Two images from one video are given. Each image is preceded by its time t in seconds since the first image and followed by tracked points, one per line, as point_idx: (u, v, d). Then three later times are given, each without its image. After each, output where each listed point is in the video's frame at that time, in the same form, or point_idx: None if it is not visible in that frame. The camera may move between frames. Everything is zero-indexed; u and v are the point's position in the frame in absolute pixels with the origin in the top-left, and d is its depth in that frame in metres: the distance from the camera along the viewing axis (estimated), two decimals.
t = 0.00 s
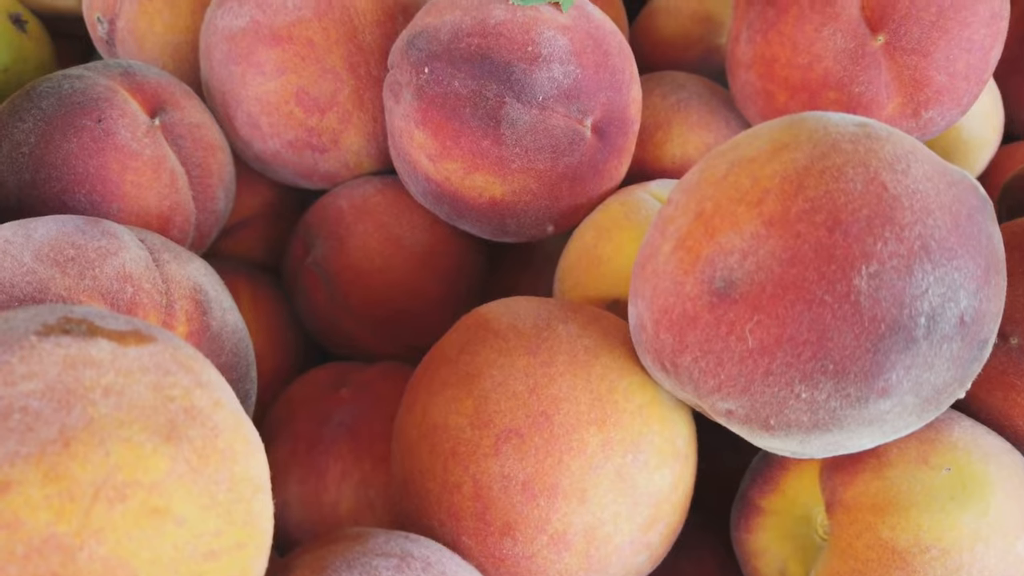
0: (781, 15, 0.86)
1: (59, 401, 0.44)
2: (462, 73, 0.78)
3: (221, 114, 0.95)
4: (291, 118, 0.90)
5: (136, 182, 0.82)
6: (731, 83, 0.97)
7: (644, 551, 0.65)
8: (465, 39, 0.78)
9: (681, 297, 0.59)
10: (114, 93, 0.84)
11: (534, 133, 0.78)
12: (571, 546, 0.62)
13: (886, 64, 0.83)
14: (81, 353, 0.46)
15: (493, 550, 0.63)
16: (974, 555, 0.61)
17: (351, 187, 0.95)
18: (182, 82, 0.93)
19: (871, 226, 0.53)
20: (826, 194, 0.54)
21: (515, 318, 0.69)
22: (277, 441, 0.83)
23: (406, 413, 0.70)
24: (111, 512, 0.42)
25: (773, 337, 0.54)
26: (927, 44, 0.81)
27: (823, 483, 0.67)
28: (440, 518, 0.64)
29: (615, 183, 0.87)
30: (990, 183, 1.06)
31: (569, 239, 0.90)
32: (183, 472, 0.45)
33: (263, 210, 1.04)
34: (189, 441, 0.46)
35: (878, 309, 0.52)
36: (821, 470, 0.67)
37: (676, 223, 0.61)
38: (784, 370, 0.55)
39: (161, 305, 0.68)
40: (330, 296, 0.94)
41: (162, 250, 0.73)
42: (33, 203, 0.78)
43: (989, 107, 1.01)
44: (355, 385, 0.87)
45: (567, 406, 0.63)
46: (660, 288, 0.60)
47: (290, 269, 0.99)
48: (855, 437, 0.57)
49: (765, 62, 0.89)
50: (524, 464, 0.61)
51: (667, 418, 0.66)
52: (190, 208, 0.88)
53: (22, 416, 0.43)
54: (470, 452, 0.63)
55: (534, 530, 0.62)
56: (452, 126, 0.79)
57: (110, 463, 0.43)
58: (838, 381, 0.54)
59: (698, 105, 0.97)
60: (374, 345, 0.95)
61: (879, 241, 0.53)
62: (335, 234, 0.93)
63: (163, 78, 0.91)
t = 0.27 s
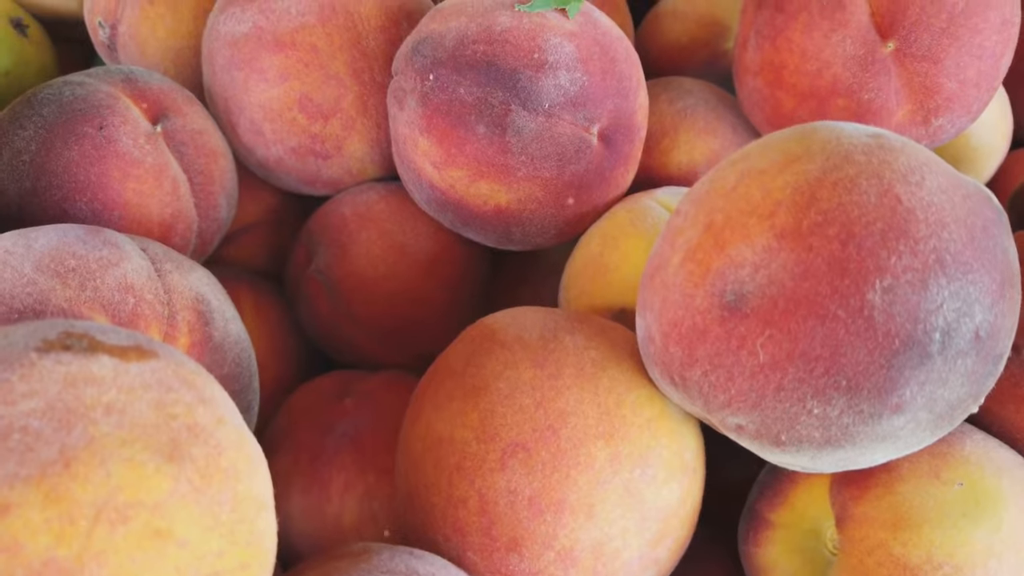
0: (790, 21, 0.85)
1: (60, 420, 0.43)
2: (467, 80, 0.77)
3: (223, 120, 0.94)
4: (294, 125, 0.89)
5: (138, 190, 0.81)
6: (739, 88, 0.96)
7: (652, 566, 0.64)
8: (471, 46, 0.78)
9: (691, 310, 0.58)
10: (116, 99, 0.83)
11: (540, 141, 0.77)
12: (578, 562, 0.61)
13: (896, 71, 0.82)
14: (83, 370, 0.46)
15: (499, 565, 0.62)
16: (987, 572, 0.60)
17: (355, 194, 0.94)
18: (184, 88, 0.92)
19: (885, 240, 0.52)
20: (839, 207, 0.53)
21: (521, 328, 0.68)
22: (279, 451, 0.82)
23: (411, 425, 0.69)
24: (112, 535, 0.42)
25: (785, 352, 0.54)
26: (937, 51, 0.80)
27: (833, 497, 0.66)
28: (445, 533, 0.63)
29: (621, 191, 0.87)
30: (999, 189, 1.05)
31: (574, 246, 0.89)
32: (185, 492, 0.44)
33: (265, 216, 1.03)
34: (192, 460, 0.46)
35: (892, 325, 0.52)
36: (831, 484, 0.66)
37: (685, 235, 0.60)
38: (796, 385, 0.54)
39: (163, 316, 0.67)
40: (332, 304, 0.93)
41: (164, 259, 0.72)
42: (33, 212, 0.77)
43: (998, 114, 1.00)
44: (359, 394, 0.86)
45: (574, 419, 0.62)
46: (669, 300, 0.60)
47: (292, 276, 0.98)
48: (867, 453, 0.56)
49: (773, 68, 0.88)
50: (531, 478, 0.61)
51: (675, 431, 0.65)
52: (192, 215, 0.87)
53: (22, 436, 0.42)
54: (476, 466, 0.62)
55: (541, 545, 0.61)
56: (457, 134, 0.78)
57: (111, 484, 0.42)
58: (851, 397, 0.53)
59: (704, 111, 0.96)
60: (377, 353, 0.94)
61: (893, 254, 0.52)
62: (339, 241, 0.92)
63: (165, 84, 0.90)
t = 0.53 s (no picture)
0: (794, 28, 0.84)
1: (48, 441, 0.42)
2: (466, 88, 0.76)
3: (220, 126, 0.93)
4: (292, 132, 0.88)
5: (134, 199, 0.80)
6: (741, 95, 0.95)
7: None
8: (470, 53, 0.77)
9: (693, 325, 0.57)
10: (111, 107, 0.82)
11: (540, 150, 0.76)
12: None
13: (901, 79, 0.81)
14: (72, 389, 0.45)
15: None
16: None
17: (353, 202, 0.93)
18: (181, 94, 0.92)
19: (891, 254, 0.51)
20: (844, 220, 0.52)
21: (520, 341, 0.68)
22: (276, 462, 0.81)
23: (408, 439, 0.68)
24: (102, 559, 0.41)
25: (789, 369, 0.53)
26: (943, 59, 0.79)
27: (836, 513, 0.65)
28: (443, 549, 0.62)
29: (622, 199, 0.86)
30: (1005, 196, 1.03)
31: (575, 255, 0.88)
32: (177, 514, 0.44)
33: (264, 223, 1.02)
34: (183, 481, 0.45)
35: (898, 341, 0.51)
36: (834, 499, 0.65)
37: (688, 247, 0.59)
38: (800, 402, 0.53)
39: (157, 328, 0.66)
40: (330, 313, 0.92)
41: (159, 270, 0.71)
42: (27, 221, 0.76)
43: (1003, 121, 0.99)
44: (357, 404, 0.86)
45: (574, 434, 0.61)
46: (671, 314, 0.59)
47: (290, 284, 0.97)
48: (872, 471, 0.55)
49: (777, 75, 0.87)
50: (530, 494, 0.60)
51: (677, 446, 0.64)
52: (189, 223, 0.86)
53: (10, 458, 0.41)
54: (474, 481, 0.61)
55: (540, 563, 0.60)
56: (456, 142, 0.77)
57: (100, 507, 0.42)
58: (856, 415, 0.52)
59: (707, 117, 0.95)
60: (376, 362, 0.93)
61: (899, 269, 0.51)
62: (337, 249, 0.91)
63: (161, 91, 0.89)
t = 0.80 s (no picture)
0: (795, 33, 0.83)
1: (32, 463, 0.41)
2: (464, 95, 0.75)
3: (215, 133, 0.92)
4: (287, 138, 0.87)
5: (126, 207, 0.79)
6: (742, 101, 0.94)
7: None
8: (467, 60, 0.76)
9: (692, 339, 0.56)
10: (104, 113, 0.81)
11: (538, 157, 0.75)
12: None
13: (904, 85, 0.80)
14: (57, 408, 0.44)
15: None
16: None
17: (349, 209, 0.92)
18: (174, 100, 0.91)
19: (895, 269, 0.50)
20: (847, 234, 0.51)
21: (518, 353, 0.67)
22: (270, 473, 0.80)
23: (404, 452, 0.67)
24: None
25: (790, 385, 0.52)
26: (946, 65, 0.78)
27: (838, 528, 0.64)
28: (439, 565, 0.61)
29: (621, 207, 0.85)
30: (1008, 203, 1.02)
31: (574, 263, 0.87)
32: (164, 536, 0.43)
33: (259, 229, 1.01)
34: (171, 502, 0.44)
35: (901, 358, 0.50)
36: (836, 514, 0.64)
37: (687, 259, 0.58)
38: (801, 419, 0.52)
39: (149, 339, 0.65)
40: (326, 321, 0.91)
41: (151, 280, 0.70)
42: (18, 229, 0.75)
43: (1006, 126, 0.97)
44: (352, 414, 0.85)
45: (572, 449, 0.60)
46: (670, 328, 0.58)
47: (286, 291, 0.96)
48: (875, 488, 0.54)
49: (778, 81, 0.86)
50: (526, 510, 0.59)
51: (676, 461, 0.63)
52: (183, 231, 0.85)
53: None
54: (470, 497, 0.60)
55: None
56: (453, 149, 0.76)
57: (85, 531, 0.41)
58: (859, 432, 0.51)
59: (707, 124, 0.94)
60: (372, 371, 0.92)
61: (903, 284, 0.50)
62: (333, 257, 0.91)
63: (155, 97, 0.88)
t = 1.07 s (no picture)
0: (797, 39, 0.82)
1: (19, 483, 0.40)
2: (462, 102, 0.74)
3: (211, 138, 0.91)
4: (284, 145, 0.86)
5: (121, 214, 0.78)
6: (743, 106, 0.93)
7: None
8: (465, 67, 0.75)
9: (693, 352, 0.55)
10: (99, 120, 0.80)
11: (538, 165, 0.75)
12: None
13: (907, 92, 0.79)
14: (45, 426, 0.43)
15: None
16: None
17: (347, 216, 0.91)
18: (171, 106, 0.90)
19: (899, 282, 0.49)
20: (850, 247, 0.51)
21: (516, 364, 0.66)
22: (266, 483, 0.80)
23: (401, 465, 0.66)
24: None
25: (793, 400, 0.51)
26: (950, 72, 0.77)
27: (841, 542, 0.63)
28: None
29: (621, 215, 0.84)
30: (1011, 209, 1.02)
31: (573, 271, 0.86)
32: (154, 557, 0.42)
33: (257, 235, 1.01)
34: (161, 522, 0.43)
35: (906, 373, 0.49)
36: (839, 527, 0.63)
37: (688, 270, 0.57)
38: (804, 435, 0.51)
39: (142, 350, 0.65)
40: (323, 329, 0.90)
41: (145, 289, 0.69)
42: (12, 237, 0.75)
43: (1011, 133, 0.96)
44: (350, 423, 0.84)
45: (571, 463, 0.59)
46: (671, 341, 0.57)
47: (283, 299, 0.95)
48: (879, 504, 0.53)
49: (780, 87, 0.85)
50: (525, 525, 0.58)
51: (677, 474, 0.62)
52: (179, 238, 0.84)
53: None
54: (467, 511, 0.59)
55: None
56: (452, 156, 0.75)
57: (73, 552, 0.40)
58: (862, 448, 0.50)
59: (707, 130, 0.93)
60: (370, 379, 0.91)
61: (908, 298, 0.49)
62: (331, 264, 0.90)
63: (151, 103, 0.87)
